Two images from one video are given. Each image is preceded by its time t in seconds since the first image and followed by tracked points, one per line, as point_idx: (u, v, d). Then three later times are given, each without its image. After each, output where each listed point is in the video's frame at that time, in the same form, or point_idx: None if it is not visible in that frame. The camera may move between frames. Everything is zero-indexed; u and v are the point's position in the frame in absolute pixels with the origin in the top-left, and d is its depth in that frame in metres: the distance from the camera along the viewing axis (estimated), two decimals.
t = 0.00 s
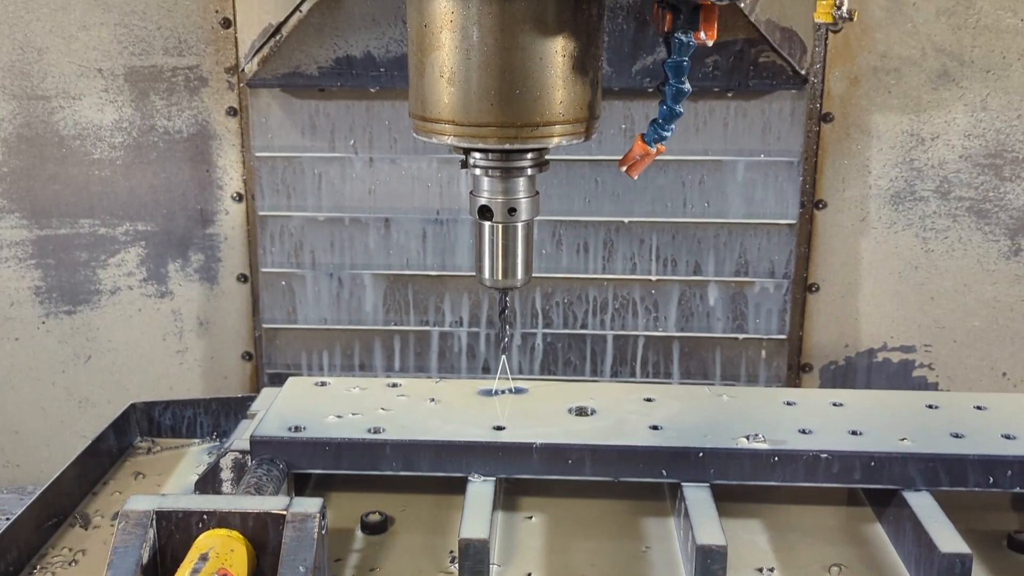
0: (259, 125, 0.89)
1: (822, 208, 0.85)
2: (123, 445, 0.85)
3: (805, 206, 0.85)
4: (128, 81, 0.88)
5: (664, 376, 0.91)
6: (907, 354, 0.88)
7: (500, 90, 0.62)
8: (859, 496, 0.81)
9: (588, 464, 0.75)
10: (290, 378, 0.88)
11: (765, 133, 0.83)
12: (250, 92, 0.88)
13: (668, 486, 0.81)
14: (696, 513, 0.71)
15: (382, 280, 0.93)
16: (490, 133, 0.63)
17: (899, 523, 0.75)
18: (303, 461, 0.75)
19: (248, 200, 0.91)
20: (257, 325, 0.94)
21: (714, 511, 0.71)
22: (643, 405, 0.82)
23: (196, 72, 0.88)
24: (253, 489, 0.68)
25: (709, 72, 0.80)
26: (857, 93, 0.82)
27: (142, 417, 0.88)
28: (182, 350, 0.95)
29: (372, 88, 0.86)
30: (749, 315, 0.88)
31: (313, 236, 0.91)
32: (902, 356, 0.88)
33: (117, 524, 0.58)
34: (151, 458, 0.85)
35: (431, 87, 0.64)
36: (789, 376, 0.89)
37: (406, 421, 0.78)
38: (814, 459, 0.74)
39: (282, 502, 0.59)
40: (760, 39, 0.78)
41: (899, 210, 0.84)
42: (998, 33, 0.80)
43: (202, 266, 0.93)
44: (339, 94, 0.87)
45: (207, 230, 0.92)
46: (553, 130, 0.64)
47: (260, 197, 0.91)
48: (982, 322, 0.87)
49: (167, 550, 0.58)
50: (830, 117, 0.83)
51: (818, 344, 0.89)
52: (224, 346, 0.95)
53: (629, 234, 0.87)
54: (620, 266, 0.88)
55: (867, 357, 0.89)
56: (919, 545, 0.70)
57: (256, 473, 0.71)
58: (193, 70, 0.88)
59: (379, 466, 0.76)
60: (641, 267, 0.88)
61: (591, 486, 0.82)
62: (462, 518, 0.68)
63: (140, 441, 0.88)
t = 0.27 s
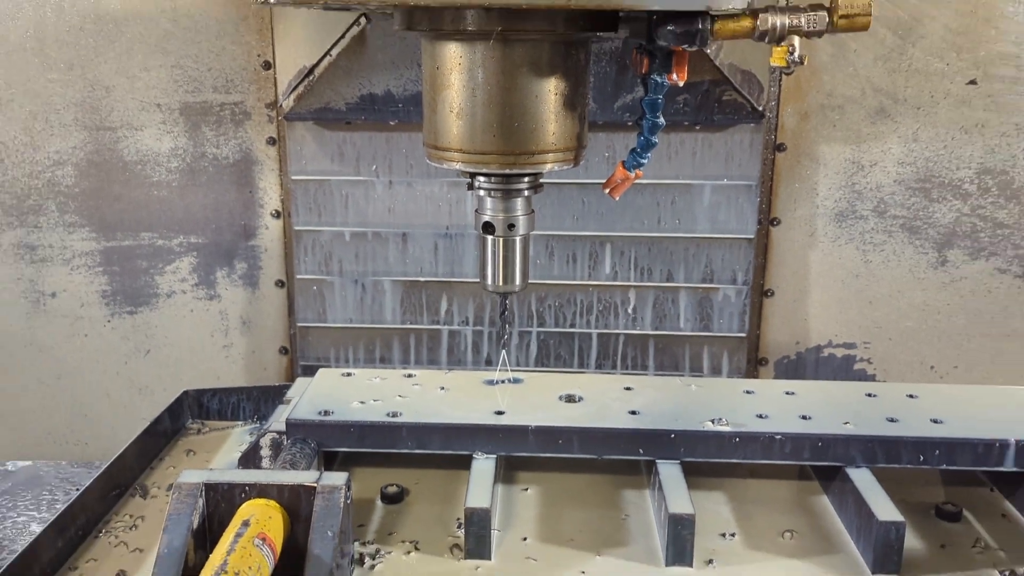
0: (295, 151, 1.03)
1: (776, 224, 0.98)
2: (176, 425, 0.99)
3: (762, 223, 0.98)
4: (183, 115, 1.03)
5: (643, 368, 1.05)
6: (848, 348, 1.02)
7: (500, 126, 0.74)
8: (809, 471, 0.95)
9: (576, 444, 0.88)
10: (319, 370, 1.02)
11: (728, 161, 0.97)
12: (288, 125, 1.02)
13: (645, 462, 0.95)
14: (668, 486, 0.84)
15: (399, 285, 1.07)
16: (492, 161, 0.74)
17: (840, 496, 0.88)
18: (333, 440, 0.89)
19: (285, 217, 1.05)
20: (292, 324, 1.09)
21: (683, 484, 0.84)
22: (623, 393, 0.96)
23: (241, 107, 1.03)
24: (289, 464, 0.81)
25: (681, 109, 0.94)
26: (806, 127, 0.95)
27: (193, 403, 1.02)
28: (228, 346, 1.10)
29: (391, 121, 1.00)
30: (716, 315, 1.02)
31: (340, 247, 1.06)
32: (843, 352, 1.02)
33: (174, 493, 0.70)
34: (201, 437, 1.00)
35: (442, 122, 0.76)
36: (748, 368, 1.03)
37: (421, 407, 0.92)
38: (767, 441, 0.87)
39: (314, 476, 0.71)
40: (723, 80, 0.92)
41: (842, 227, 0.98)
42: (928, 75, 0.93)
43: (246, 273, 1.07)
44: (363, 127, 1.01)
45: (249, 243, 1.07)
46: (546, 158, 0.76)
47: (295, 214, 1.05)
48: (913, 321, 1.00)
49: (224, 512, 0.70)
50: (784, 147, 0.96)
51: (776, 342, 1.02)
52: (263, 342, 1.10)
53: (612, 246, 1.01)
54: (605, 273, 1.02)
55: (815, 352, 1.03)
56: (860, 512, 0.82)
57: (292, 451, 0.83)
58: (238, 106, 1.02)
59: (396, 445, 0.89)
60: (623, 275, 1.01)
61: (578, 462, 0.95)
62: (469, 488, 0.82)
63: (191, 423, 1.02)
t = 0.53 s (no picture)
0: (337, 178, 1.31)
1: (711, 238, 1.26)
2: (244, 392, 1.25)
3: (701, 237, 1.25)
4: (249, 152, 1.32)
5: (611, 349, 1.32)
6: (770, 335, 1.29)
7: (498, 148, 0.83)
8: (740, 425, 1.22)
9: (555, 401, 1.13)
10: (355, 349, 1.29)
11: (676, 187, 1.22)
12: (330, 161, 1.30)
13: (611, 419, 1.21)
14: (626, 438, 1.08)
15: (418, 285, 1.35)
16: (491, 179, 0.83)
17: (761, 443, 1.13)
18: (365, 400, 1.14)
19: (330, 232, 1.34)
20: (335, 316, 1.38)
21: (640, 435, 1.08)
22: (593, 364, 1.22)
23: (294, 147, 1.32)
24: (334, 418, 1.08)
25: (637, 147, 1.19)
26: (736, 163, 1.22)
27: (256, 376, 1.28)
28: (285, 332, 1.41)
29: (411, 156, 1.28)
30: (667, 309, 1.28)
31: (371, 257, 1.34)
32: (766, 337, 1.30)
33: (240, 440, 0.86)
34: (261, 404, 1.24)
35: (449, 145, 0.85)
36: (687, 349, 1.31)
37: (437, 374, 1.18)
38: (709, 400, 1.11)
39: (352, 423, 0.87)
40: (671, 124, 1.17)
41: (765, 240, 1.25)
42: (829, 122, 1.20)
43: (299, 276, 1.38)
44: (389, 161, 1.28)
45: (301, 252, 1.37)
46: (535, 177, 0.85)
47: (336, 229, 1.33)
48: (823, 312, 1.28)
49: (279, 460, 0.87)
50: (718, 178, 1.22)
51: (712, 330, 1.31)
52: (312, 331, 1.41)
53: (585, 256, 1.28)
54: (579, 277, 1.29)
55: (746, 339, 1.30)
56: (781, 456, 1.05)
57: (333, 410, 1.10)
58: (293, 145, 1.31)
59: (415, 403, 1.14)
60: (592, 278, 1.29)
61: (558, 419, 1.22)
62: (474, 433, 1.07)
63: (256, 389, 1.28)
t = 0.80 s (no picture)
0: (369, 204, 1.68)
1: (671, 249, 1.66)
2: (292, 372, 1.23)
3: (666, 248, 1.65)
4: (297, 179, 1.70)
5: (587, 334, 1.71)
6: (721, 326, 1.73)
7: (499, 144, 0.95)
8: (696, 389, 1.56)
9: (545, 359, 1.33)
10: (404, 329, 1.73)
11: (644, 193, 1.58)
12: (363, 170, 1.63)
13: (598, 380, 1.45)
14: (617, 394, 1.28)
15: (433, 273, 1.70)
16: (492, 169, 0.97)
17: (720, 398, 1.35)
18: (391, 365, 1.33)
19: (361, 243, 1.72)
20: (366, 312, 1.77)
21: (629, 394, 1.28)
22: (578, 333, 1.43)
23: (332, 175, 1.69)
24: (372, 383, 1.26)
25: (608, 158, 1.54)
26: (693, 186, 1.61)
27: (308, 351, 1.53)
28: (325, 322, 1.81)
29: (427, 164, 1.59)
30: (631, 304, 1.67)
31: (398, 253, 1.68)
32: (716, 329, 1.73)
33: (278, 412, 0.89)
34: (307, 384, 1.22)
35: (458, 137, 0.97)
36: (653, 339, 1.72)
37: (449, 357, 1.08)
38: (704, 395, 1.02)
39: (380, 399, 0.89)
40: (640, 138, 1.52)
41: (715, 250, 1.66)
42: (770, 156, 1.59)
43: (336, 279, 1.77)
44: (409, 167, 1.61)
45: (339, 259, 1.75)
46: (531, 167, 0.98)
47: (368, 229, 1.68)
48: (763, 308, 1.71)
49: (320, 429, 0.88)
50: (679, 200, 1.63)
51: (673, 323, 1.72)
52: (348, 321, 1.80)
53: (569, 249, 1.64)
54: (566, 267, 1.66)
55: (701, 329, 1.73)
56: (728, 427, 0.94)
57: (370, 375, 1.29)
58: (332, 173, 1.68)
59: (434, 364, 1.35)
60: (577, 267, 1.65)
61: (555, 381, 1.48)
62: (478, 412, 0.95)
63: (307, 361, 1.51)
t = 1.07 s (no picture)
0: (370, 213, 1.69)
1: (673, 258, 1.67)
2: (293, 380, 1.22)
3: (666, 257, 1.66)
4: (300, 186, 1.70)
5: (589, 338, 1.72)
6: (722, 336, 1.73)
7: (501, 56, 0.89)
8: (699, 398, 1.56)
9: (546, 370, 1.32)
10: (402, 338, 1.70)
11: (649, 148, 1.56)
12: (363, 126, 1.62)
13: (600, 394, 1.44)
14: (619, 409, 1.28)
15: (433, 235, 1.67)
16: (497, 85, 0.91)
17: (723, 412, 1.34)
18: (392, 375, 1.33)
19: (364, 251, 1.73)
20: (367, 318, 1.77)
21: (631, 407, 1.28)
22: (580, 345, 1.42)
23: (335, 183, 1.70)
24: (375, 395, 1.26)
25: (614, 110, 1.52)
26: (694, 195, 1.63)
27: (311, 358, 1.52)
28: (326, 330, 1.81)
29: (428, 119, 1.58)
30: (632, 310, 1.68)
31: (398, 212, 1.67)
32: (718, 338, 1.73)
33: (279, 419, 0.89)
34: (309, 391, 1.22)
35: (461, 53, 0.91)
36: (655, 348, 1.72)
37: (452, 366, 1.08)
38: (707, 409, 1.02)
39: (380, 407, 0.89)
40: (646, 90, 1.51)
41: (716, 260, 1.67)
42: (771, 166, 1.60)
43: (337, 286, 1.77)
44: (410, 125, 1.60)
45: (341, 267, 1.76)
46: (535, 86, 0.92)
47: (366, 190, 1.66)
48: (764, 317, 1.71)
49: (321, 437, 0.88)
50: (680, 209, 1.64)
51: (674, 333, 1.72)
52: (348, 330, 1.81)
53: (572, 207, 1.62)
54: (569, 227, 1.63)
55: (701, 339, 1.73)
56: (728, 437, 0.94)
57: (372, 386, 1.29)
58: (335, 181, 1.69)
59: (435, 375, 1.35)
60: (580, 228, 1.63)
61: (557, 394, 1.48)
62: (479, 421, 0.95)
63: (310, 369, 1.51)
